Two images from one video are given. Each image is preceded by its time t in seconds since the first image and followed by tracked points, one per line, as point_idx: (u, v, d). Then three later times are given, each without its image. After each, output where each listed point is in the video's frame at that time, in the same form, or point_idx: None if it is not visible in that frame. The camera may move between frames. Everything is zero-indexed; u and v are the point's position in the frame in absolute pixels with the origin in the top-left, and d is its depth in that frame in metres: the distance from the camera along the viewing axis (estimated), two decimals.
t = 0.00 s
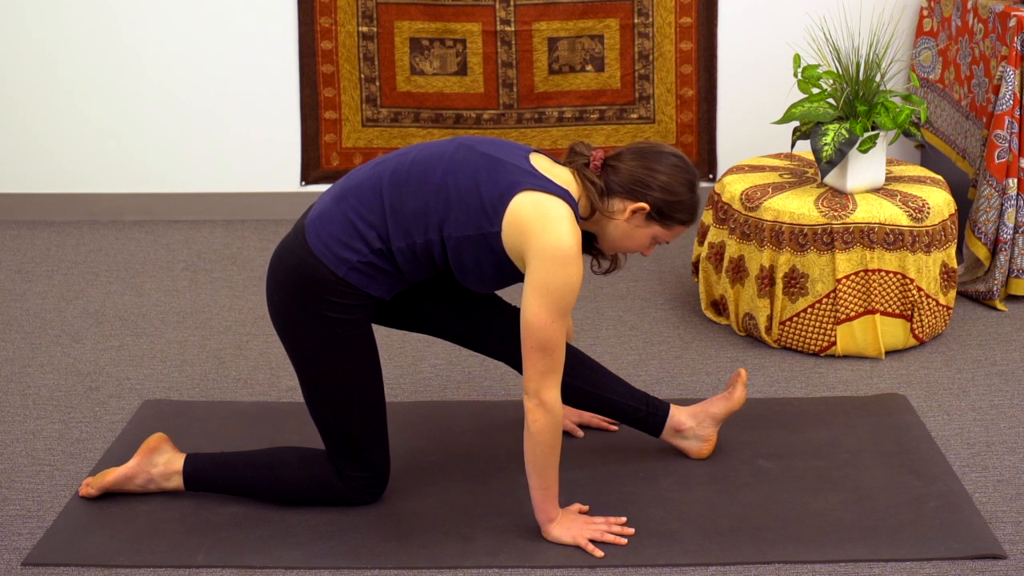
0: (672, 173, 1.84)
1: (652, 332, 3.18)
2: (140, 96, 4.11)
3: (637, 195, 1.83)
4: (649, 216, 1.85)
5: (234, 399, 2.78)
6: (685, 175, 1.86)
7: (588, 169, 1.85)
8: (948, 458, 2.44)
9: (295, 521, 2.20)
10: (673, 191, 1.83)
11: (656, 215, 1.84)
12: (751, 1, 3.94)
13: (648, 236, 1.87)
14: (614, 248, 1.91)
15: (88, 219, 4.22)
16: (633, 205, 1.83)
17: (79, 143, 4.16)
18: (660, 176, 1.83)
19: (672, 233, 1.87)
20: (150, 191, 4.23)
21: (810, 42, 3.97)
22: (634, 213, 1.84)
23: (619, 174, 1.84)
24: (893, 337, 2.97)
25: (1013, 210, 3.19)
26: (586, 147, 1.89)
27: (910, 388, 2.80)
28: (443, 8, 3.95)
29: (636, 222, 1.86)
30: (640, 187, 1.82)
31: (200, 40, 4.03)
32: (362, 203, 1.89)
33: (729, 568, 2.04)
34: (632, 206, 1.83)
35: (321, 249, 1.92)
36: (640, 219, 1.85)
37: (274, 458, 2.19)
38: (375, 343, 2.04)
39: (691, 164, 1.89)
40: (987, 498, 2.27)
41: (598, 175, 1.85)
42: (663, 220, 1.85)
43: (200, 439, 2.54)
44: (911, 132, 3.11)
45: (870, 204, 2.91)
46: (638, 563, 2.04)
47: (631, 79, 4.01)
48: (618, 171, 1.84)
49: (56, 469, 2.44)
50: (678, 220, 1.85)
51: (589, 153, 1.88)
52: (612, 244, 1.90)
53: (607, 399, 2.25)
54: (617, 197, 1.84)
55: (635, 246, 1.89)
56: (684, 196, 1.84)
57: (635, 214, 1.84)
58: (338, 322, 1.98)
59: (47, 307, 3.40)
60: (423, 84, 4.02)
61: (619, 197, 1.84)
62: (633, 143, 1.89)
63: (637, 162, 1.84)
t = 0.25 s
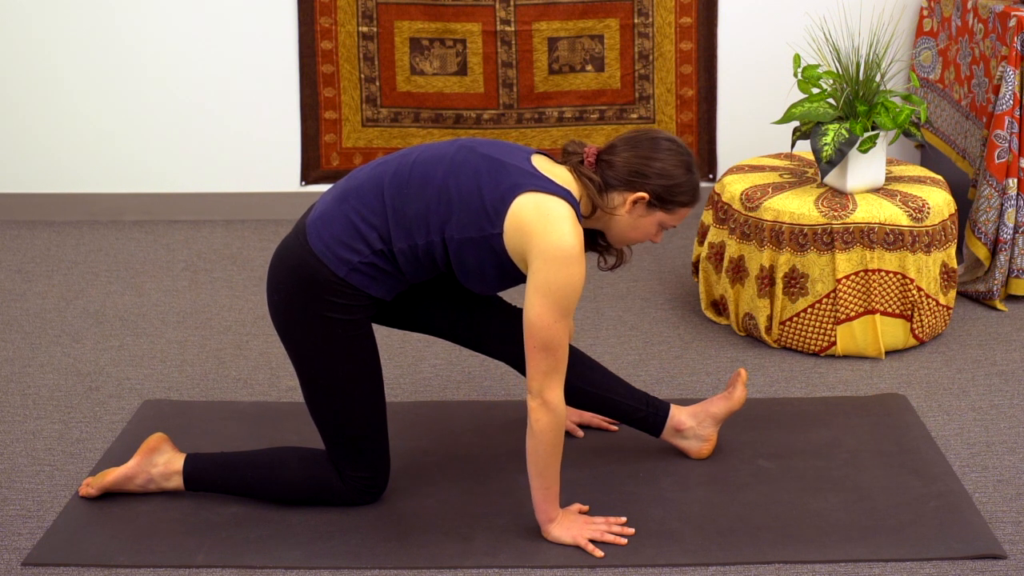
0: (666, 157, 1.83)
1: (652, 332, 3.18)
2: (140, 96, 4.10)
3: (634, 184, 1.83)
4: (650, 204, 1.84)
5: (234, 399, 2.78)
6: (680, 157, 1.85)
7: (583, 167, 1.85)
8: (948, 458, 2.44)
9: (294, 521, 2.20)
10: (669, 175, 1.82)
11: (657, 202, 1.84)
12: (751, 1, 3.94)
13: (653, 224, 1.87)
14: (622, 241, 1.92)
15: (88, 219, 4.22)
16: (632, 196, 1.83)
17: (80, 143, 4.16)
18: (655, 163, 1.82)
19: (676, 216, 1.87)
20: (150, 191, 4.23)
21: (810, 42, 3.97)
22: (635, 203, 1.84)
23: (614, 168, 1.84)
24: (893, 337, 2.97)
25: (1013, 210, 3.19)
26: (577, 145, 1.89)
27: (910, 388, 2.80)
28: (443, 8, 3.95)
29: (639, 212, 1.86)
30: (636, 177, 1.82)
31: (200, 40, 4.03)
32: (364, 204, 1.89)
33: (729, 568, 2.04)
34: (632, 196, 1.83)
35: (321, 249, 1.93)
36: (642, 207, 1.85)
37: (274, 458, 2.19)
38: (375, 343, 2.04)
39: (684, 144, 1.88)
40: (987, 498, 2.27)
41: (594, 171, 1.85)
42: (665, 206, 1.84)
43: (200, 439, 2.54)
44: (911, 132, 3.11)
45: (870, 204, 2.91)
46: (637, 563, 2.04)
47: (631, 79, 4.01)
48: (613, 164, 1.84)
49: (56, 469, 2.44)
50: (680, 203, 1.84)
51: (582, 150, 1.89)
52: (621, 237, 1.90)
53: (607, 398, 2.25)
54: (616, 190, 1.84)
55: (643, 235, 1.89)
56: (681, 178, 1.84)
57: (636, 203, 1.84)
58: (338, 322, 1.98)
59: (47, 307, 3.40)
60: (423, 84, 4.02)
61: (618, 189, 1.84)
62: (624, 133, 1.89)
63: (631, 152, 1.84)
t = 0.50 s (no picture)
0: (659, 146, 1.83)
1: (652, 332, 3.18)
2: (140, 96, 4.11)
3: (632, 177, 1.83)
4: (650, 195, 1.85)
5: (234, 399, 2.78)
6: (673, 144, 1.85)
7: (580, 164, 1.85)
8: (948, 457, 2.44)
9: (294, 521, 2.20)
10: (664, 163, 1.82)
11: (656, 192, 1.83)
12: (751, 1, 3.94)
13: (654, 213, 1.87)
14: (626, 235, 1.92)
15: (88, 219, 4.22)
16: (630, 188, 1.83)
17: (80, 143, 4.16)
18: (651, 154, 1.82)
19: (677, 203, 1.86)
20: (150, 191, 4.23)
21: (810, 42, 3.97)
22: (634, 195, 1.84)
23: (609, 162, 1.84)
24: (893, 337, 2.97)
25: (1013, 210, 3.19)
26: (570, 144, 1.89)
27: (910, 388, 2.80)
28: (443, 8, 3.95)
29: (639, 203, 1.86)
30: (633, 169, 1.83)
31: (200, 39, 4.04)
32: (364, 204, 1.89)
33: (729, 568, 2.04)
34: (630, 189, 1.83)
35: (321, 249, 1.93)
36: (642, 199, 1.85)
37: (274, 458, 2.19)
38: (375, 343, 2.04)
39: (676, 131, 1.88)
40: (987, 498, 2.27)
41: (591, 167, 1.85)
42: (663, 195, 1.84)
43: (200, 439, 2.54)
44: (911, 132, 3.12)
45: (870, 204, 2.91)
46: (638, 563, 2.04)
47: (631, 79, 4.01)
48: (609, 160, 1.84)
49: (56, 469, 2.44)
50: (678, 189, 1.84)
51: (576, 148, 1.89)
52: (624, 230, 1.90)
53: (606, 397, 2.25)
54: (614, 184, 1.84)
55: (646, 226, 1.89)
56: (678, 165, 1.84)
57: (635, 195, 1.84)
58: (338, 322, 1.98)
59: (47, 307, 3.40)
60: (423, 84, 4.02)
61: (616, 183, 1.84)
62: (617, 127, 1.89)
63: (623, 145, 1.84)
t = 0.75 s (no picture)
0: (651, 136, 1.83)
1: (652, 332, 3.18)
2: (140, 96, 4.10)
3: (628, 169, 1.83)
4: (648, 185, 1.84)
5: (234, 399, 2.78)
6: (665, 133, 1.85)
7: (575, 161, 1.85)
8: (948, 457, 2.44)
9: (294, 521, 2.20)
10: (659, 152, 1.82)
11: (653, 182, 1.83)
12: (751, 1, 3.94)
13: (654, 204, 1.87)
14: (629, 229, 1.92)
15: (89, 219, 4.22)
16: (628, 181, 1.83)
17: (80, 143, 4.16)
18: (646, 144, 1.82)
19: (676, 191, 1.86)
20: (150, 191, 4.23)
21: (810, 42, 3.97)
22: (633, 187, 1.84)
23: (604, 158, 1.84)
24: (893, 337, 2.97)
25: (1013, 210, 3.19)
26: (564, 143, 1.89)
27: (910, 388, 2.80)
28: (443, 8, 3.95)
29: (638, 196, 1.85)
30: (629, 161, 1.83)
31: (200, 40, 4.04)
32: (363, 204, 1.89)
33: (729, 568, 2.04)
34: (629, 181, 1.83)
35: (321, 249, 1.93)
36: (641, 191, 1.85)
37: (274, 458, 2.19)
38: (375, 342, 2.04)
39: (666, 120, 1.88)
40: (987, 498, 2.27)
41: (587, 164, 1.85)
42: (661, 184, 1.83)
43: (200, 439, 2.54)
44: (911, 132, 3.12)
45: (870, 204, 2.91)
46: (638, 563, 2.04)
47: (631, 79, 4.01)
48: (604, 155, 1.84)
49: (56, 469, 2.44)
50: (675, 176, 1.84)
51: (571, 147, 1.89)
52: (626, 224, 1.90)
53: (606, 397, 2.25)
54: (611, 179, 1.84)
55: (648, 217, 1.89)
56: (673, 153, 1.84)
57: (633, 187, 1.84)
58: (338, 321, 1.98)
59: (47, 307, 3.40)
60: (423, 84, 4.02)
61: (614, 177, 1.84)
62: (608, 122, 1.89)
63: (616, 140, 1.84)
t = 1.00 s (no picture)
0: (647, 130, 1.83)
1: (652, 332, 3.18)
2: (140, 96, 4.10)
3: (627, 164, 1.83)
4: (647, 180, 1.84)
5: (234, 399, 2.78)
6: (661, 126, 1.85)
7: (573, 159, 1.85)
8: (948, 458, 2.44)
9: (294, 521, 2.20)
10: (656, 145, 1.82)
11: (653, 175, 1.83)
12: (751, 1, 3.94)
13: (655, 197, 1.87)
14: (630, 225, 1.91)
15: (89, 219, 4.22)
16: (627, 176, 1.83)
17: (80, 143, 4.16)
18: (643, 139, 1.82)
19: (675, 183, 1.86)
20: (150, 192, 4.23)
21: (810, 42, 3.97)
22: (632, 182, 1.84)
23: (602, 154, 1.84)
24: (893, 337, 2.97)
25: (1013, 210, 3.19)
26: (561, 143, 1.88)
27: (910, 388, 2.80)
28: (443, 8, 3.95)
29: (638, 190, 1.85)
30: (627, 156, 1.82)
31: (200, 40, 4.04)
32: (363, 204, 1.89)
33: (729, 568, 2.04)
34: (628, 177, 1.83)
35: (320, 248, 1.93)
36: (640, 186, 1.85)
37: (274, 458, 2.19)
38: (375, 343, 2.04)
39: (661, 113, 1.88)
40: (987, 498, 2.27)
41: (585, 161, 1.85)
42: (660, 177, 1.83)
43: (200, 439, 2.54)
44: (911, 132, 3.11)
45: (870, 204, 2.91)
46: (637, 563, 2.04)
47: (631, 79, 4.01)
48: (602, 151, 1.84)
49: (56, 469, 2.44)
50: (674, 168, 1.84)
51: (568, 144, 1.88)
52: (627, 219, 1.90)
53: (606, 397, 2.25)
54: (610, 176, 1.84)
55: (649, 211, 1.89)
56: (670, 146, 1.84)
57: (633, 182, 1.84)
58: (338, 321, 1.98)
59: (47, 307, 3.40)
60: (423, 84, 4.02)
61: (613, 173, 1.84)
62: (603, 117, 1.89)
63: (613, 135, 1.84)
